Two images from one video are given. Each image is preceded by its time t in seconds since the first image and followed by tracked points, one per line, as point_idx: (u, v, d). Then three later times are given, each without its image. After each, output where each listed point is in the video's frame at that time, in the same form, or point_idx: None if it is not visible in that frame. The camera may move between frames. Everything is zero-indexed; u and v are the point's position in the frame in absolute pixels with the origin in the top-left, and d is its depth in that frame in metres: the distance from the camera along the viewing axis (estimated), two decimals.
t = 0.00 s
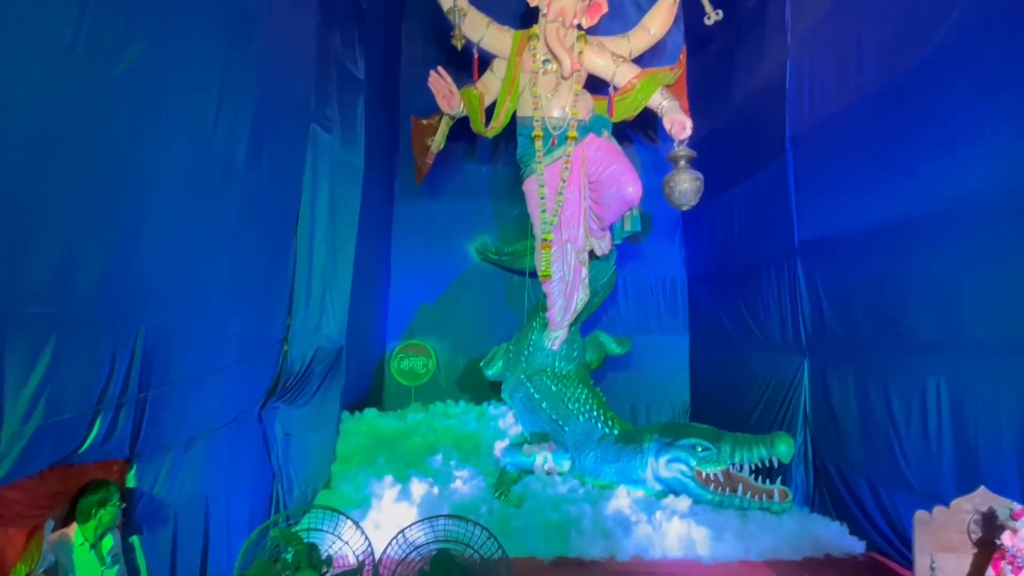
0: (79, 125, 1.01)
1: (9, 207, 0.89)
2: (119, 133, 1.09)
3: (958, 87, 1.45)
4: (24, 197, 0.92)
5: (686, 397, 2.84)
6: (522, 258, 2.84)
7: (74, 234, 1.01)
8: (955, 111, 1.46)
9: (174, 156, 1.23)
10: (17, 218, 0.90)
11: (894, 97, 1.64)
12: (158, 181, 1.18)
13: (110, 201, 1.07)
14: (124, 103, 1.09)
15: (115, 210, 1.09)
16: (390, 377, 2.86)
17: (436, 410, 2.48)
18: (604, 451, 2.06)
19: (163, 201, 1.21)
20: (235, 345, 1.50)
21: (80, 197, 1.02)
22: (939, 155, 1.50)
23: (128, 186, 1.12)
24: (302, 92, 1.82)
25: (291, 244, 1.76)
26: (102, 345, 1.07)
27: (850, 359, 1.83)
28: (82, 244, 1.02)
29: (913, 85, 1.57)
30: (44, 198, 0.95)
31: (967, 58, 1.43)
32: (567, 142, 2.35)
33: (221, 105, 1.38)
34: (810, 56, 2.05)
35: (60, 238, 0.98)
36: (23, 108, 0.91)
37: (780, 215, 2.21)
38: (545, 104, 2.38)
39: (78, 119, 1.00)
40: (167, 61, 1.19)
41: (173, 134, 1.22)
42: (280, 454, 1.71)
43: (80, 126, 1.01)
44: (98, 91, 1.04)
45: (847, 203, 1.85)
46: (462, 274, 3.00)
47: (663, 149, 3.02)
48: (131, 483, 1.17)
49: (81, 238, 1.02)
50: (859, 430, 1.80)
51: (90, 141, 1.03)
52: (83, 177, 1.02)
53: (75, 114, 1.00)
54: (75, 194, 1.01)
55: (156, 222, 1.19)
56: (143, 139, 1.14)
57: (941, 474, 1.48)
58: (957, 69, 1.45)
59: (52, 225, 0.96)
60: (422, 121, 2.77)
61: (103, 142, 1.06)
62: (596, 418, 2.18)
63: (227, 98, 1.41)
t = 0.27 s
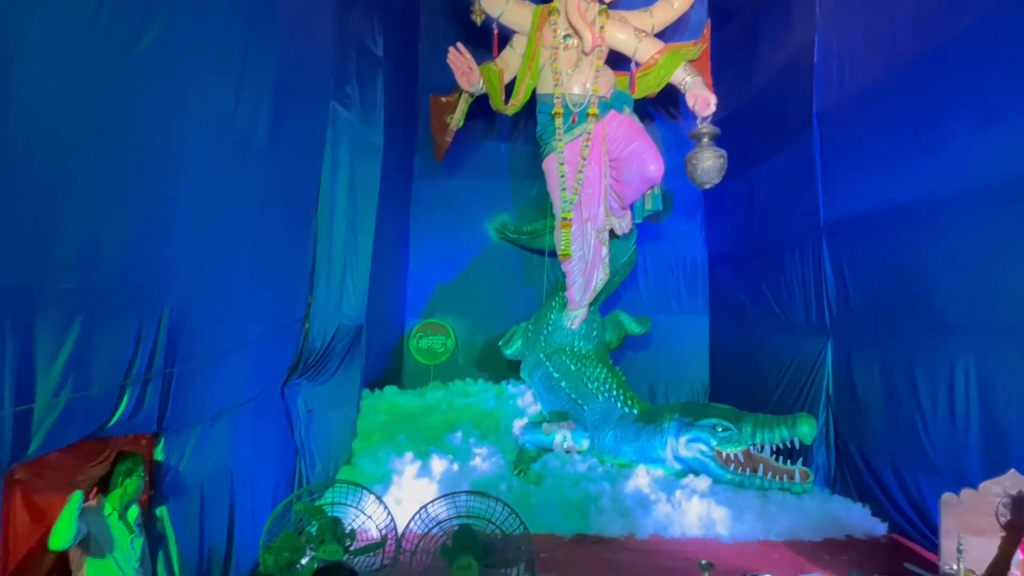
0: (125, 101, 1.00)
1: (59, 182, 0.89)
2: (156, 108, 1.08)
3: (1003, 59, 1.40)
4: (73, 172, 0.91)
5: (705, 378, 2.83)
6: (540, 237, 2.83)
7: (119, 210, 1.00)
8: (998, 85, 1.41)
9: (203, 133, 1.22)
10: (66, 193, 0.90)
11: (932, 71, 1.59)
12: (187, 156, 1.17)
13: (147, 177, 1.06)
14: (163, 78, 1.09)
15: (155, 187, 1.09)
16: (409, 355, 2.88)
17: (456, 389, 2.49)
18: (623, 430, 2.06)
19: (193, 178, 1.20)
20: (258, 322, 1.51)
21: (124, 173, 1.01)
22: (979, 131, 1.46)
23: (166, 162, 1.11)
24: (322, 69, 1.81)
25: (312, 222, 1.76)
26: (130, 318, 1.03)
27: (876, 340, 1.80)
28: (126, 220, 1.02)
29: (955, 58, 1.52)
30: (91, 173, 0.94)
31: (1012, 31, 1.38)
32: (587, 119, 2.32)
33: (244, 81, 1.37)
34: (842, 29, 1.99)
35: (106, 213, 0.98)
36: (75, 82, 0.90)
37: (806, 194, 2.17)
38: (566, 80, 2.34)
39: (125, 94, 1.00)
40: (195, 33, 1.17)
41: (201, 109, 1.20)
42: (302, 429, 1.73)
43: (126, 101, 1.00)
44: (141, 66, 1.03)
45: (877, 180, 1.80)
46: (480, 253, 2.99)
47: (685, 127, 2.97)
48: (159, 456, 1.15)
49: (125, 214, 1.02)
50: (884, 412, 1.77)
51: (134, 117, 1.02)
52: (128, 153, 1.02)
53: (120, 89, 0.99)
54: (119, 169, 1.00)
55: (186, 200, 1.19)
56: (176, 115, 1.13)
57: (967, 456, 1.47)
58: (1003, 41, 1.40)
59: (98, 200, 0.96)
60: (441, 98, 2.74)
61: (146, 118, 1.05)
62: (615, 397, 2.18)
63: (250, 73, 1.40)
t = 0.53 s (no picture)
0: (154, 79, 1.00)
1: (94, 160, 0.89)
2: (181, 87, 1.07)
3: None
4: (107, 151, 0.91)
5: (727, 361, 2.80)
6: (561, 218, 2.81)
7: (149, 189, 1.01)
8: None
9: (227, 112, 1.22)
10: (101, 171, 0.90)
11: (973, 46, 1.54)
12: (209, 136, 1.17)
13: (172, 157, 1.06)
14: (187, 57, 1.08)
15: (181, 166, 1.09)
16: (430, 337, 2.89)
17: (477, 369, 2.51)
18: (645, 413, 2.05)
19: (217, 157, 1.21)
20: (281, 302, 1.52)
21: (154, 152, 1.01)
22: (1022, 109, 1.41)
23: (191, 141, 1.11)
24: (343, 48, 1.80)
25: (333, 202, 1.76)
26: (156, 297, 1.04)
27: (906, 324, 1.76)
28: (155, 200, 1.03)
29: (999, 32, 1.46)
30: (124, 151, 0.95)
31: None
32: (611, 98, 2.28)
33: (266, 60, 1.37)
34: (878, 3, 1.93)
35: (136, 192, 0.98)
36: (109, 61, 0.90)
37: (835, 174, 2.12)
38: (589, 59, 2.31)
39: (154, 73, 1.00)
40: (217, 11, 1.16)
41: (223, 90, 1.21)
42: (326, 408, 1.76)
43: (156, 80, 1.00)
44: (169, 44, 1.03)
45: (911, 160, 1.75)
46: (501, 235, 2.98)
47: (710, 106, 2.91)
48: (186, 434, 1.16)
49: (154, 193, 1.02)
50: (913, 397, 1.74)
51: (164, 96, 1.02)
52: (157, 132, 1.02)
53: (151, 67, 0.99)
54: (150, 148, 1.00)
55: (211, 179, 1.19)
56: (200, 94, 1.13)
57: (998, 441, 1.44)
58: None
59: (130, 178, 0.96)
60: (462, 78, 2.72)
61: (174, 96, 1.05)
62: (636, 379, 2.17)
63: (271, 52, 1.39)
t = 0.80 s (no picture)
0: (178, 64, 1.00)
1: (122, 145, 0.90)
2: (205, 72, 1.07)
3: None
4: (135, 135, 0.92)
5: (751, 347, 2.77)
6: (584, 203, 2.79)
7: (173, 173, 1.02)
8: None
9: (249, 97, 1.22)
10: (129, 155, 0.91)
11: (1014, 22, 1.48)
12: (232, 121, 1.17)
13: (197, 142, 1.07)
14: (211, 42, 1.08)
15: (205, 150, 1.09)
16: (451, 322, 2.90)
17: (498, 355, 2.51)
18: (668, 398, 2.03)
19: (241, 142, 1.21)
20: (305, 287, 1.53)
21: (178, 137, 1.02)
22: None
23: (214, 127, 1.12)
24: (365, 32, 1.79)
25: (356, 188, 1.76)
26: (182, 282, 1.05)
27: (939, 310, 1.72)
28: (180, 184, 1.03)
29: None
30: (150, 136, 0.95)
31: None
32: (635, 80, 2.25)
33: (288, 44, 1.36)
34: None
35: (162, 177, 0.99)
36: (136, 45, 0.91)
37: (866, 156, 2.06)
38: (612, 40, 2.26)
39: (178, 58, 1.00)
40: None
41: (247, 75, 1.21)
42: (350, 391, 1.78)
43: (180, 64, 1.00)
44: (193, 28, 1.03)
45: (948, 141, 1.69)
46: (523, 220, 2.97)
47: (737, 87, 2.85)
48: (214, 417, 1.18)
49: (179, 178, 1.03)
50: (945, 384, 1.70)
51: (187, 80, 1.03)
52: (181, 116, 1.02)
53: (175, 52, 0.99)
54: (174, 133, 1.01)
55: (235, 164, 1.20)
56: (224, 79, 1.13)
57: None
58: None
59: (156, 163, 0.97)
60: (484, 61, 2.69)
61: (198, 81, 1.05)
62: (660, 365, 2.15)
63: (294, 37, 1.38)
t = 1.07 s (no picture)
0: (199, 54, 1.00)
1: (147, 134, 0.90)
2: (225, 63, 1.08)
3: None
4: (157, 125, 0.92)
5: (772, 337, 2.74)
6: (603, 192, 2.77)
7: (195, 163, 1.02)
8: None
9: (269, 87, 1.22)
10: (152, 145, 0.92)
11: None
12: (253, 111, 1.18)
13: (217, 132, 1.07)
14: (231, 32, 1.08)
15: (225, 141, 1.10)
16: (470, 311, 2.91)
17: (517, 344, 2.51)
18: (688, 388, 2.02)
19: (260, 132, 1.21)
20: (325, 277, 1.54)
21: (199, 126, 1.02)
22: None
23: (235, 117, 1.12)
24: (383, 22, 1.78)
25: (374, 177, 1.76)
26: (205, 271, 1.06)
27: (967, 300, 1.68)
28: (201, 174, 1.04)
29: None
30: (172, 126, 0.96)
31: None
32: (655, 67, 2.22)
33: (307, 34, 1.36)
34: None
35: (184, 167, 1.00)
36: (158, 35, 0.91)
37: (892, 143, 2.02)
38: (633, 27, 2.23)
39: (199, 48, 1.00)
40: None
41: (267, 65, 1.21)
42: (369, 380, 1.79)
43: (200, 54, 1.01)
44: (213, 19, 1.03)
45: (978, 127, 1.65)
46: (541, 209, 2.95)
47: (759, 73, 2.80)
48: (237, 405, 1.20)
49: (200, 167, 1.03)
50: (972, 375, 1.67)
51: (208, 71, 1.03)
52: (203, 107, 1.03)
53: (195, 41, 0.99)
54: (196, 122, 1.01)
55: (255, 154, 1.20)
56: (244, 70, 1.13)
57: None
58: None
59: (178, 152, 0.98)
60: (502, 49, 2.68)
61: (218, 71, 1.06)
62: (679, 356, 2.13)
63: (313, 26, 1.38)
